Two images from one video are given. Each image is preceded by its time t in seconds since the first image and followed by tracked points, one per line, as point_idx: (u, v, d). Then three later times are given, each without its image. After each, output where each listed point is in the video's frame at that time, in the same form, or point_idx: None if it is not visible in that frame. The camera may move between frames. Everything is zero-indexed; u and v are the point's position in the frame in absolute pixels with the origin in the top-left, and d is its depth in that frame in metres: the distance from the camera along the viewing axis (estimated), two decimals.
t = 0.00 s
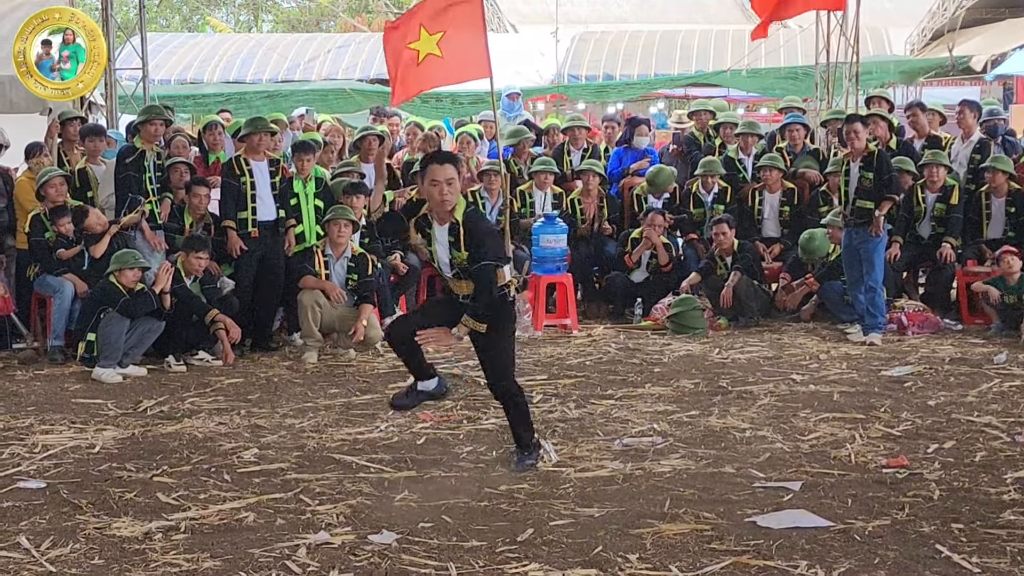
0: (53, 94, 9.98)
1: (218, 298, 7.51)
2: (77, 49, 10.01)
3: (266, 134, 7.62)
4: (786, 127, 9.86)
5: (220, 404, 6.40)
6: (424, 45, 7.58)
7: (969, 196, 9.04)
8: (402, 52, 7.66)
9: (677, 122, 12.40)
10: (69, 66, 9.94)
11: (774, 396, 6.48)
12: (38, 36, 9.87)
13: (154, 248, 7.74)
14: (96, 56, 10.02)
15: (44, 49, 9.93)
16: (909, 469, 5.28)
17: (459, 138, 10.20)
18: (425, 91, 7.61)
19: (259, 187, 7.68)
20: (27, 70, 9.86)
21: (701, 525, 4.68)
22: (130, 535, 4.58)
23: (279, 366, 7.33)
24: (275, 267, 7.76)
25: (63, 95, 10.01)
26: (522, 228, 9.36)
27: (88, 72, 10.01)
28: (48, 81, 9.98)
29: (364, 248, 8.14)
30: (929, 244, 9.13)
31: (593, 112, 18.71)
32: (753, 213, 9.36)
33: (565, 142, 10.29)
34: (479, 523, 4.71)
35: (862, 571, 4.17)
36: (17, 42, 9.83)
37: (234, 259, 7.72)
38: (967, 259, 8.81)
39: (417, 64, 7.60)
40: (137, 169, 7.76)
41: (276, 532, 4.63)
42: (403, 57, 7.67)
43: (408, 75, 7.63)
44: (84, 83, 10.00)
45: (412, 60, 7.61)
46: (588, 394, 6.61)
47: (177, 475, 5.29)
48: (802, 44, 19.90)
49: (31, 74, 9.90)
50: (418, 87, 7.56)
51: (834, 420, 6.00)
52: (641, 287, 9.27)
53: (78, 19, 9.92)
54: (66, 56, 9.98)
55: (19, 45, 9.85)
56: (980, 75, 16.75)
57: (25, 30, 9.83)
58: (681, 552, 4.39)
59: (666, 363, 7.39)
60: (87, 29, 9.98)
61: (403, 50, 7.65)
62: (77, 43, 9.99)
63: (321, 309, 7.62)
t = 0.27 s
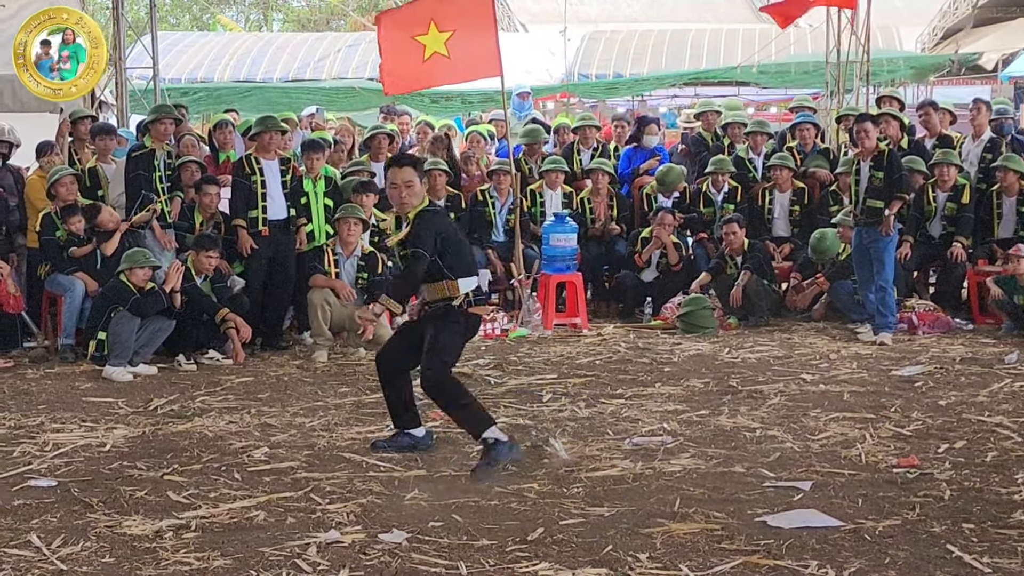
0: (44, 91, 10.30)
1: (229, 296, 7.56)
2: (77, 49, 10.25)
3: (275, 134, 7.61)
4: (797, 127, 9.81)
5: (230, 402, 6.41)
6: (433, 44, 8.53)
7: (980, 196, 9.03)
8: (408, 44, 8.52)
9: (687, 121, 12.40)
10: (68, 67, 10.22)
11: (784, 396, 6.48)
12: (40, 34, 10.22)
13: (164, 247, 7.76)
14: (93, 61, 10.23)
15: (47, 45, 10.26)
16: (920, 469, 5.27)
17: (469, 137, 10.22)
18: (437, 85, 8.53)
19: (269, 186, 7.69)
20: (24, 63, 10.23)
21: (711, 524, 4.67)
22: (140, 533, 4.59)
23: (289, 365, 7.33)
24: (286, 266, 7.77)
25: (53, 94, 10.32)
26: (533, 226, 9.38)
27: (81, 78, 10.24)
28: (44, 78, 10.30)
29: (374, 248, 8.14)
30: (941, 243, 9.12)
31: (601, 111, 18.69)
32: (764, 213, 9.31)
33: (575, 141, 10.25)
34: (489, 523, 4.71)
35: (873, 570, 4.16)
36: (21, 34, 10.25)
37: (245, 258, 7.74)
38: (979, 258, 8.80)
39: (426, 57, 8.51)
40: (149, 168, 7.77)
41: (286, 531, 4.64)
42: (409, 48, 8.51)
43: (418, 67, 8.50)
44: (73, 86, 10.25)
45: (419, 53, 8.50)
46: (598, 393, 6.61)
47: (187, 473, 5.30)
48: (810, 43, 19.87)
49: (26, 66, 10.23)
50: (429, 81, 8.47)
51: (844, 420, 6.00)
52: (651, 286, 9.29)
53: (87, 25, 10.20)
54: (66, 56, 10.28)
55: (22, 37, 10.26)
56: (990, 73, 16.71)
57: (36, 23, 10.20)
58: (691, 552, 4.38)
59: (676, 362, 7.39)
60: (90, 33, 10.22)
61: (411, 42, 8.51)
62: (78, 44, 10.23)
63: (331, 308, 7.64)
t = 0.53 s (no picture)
0: (37, 87, 10.16)
1: (241, 294, 7.56)
2: (78, 51, 10.25)
3: (289, 131, 7.61)
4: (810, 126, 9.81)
5: (243, 401, 6.41)
6: (446, 46, 8.75)
7: (995, 196, 8.99)
8: (421, 47, 8.73)
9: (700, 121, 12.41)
10: (69, 68, 10.20)
11: (797, 395, 6.47)
12: (42, 32, 10.11)
13: (179, 247, 7.74)
14: (93, 68, 10.27)
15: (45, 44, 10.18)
16: (933, 469, 5.26)
17: (482, 137, 10.27)
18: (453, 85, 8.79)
19: (283, 184, 7.69)
20: (21, 58, 10.06)
21: (724, 523, 4.67)
22: (153, 531, 4.60)
23: (301, 363, 7.33)
24: (299, 264, 7.77)
25: (45, 91, 10.22)
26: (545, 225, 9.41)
27: (77, 84, 10.25)
28: (41, 77, 10.18)
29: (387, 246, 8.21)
30: (954, 243, 9.11)
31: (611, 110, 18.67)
32: (776, 212, 9.35)
33: (588, 140, 10.26)
34: (501, 521, 4.71)
35: (886, 570, 4.15)
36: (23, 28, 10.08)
37: (257, 256, 7.70)
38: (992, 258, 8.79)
39: (439, 60, 8.74)
40: (159, 167, 7.76)
41: (299, 529, 4.64)
42: (423, 51, 8.73)
43: (432, 69, 8.74)
44: (66, 88, 10.24)
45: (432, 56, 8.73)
46: (610, 392, 6.61)
47: (200, 471, 5.31)
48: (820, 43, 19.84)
49: (23, 60, 10.07)
50: (445, 82, 8.73)
51: (857, 419, 5.99)
52: (663, 285, 9.29)
53: (92, 31, 10.20)
54: (64, 57, 10.25)
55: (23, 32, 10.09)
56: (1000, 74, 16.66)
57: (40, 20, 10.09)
58: (703, 551, 4.38)
59: (688, 361, 7.38)
60: (93, 41, 10.25)
61: (424, 45, 8.72)
62: (80, 48, 10.24)
63: (343, 307, 7.64)
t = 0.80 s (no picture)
0: (30, 81, 9.79)
1: (252, 292, 7.58)
2: (77, 52, 9.96)
3: (301, 130, 7.64)
4: (820, 125, 9.83)
5: (253, 399, 6.42)
6: (467, 50, 8.93)
7: (1007, 195, 8.97)
8: (441, 53, 8.80)
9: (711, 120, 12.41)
10: (66, 69, 9.89)
11: (808, 394, 6.47)
12: (44, 30, 9.85)
13: (189, 245, 7.72)
14: (87, 74, 9.94)
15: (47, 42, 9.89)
16: (944, 469, 5.26)
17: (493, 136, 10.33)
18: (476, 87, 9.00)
19: (294, 183, 7.71)
20: (20, 51, 9.76)
21: (734, 523, 4.67)
22: (164, 529, 4.60)
23: (312, 361, 7.34)
24: (309, 263, 7.81)
25: (37, 87, 9.87)
26: (556, 224, 9.43)
27: (70, 87, 9.94)
28: (37, 74, 9.85)
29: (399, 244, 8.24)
30: (966, 243, 9.08)
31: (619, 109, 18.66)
32: (787, 211, 9.37)
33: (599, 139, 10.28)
34: (512, 520, 4.71)
35: (897, 570, 4.15)
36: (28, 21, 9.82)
37: (268, 255, 7.71)
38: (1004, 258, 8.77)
39: (462, 64, 8.89)
40: (171, 167, 7.71)
41: (309, 527, 4.64)
42: (444, 57, 8.82)
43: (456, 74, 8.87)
44: (60, 89, 9.93)
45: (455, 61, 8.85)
46: (620, 391, 6.61)
47: (210, 469, 5.31)
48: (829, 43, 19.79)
49: (22, 55, 9.77)
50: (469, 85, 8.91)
51: (867, 419, 5.99)
52: (674, 284, 9.29)
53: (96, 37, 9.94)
54: (63, 58, 9.94)
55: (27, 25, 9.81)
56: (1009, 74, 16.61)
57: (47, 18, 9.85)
58: (714, 551, 4.38)
59: (698, 360, 7.37)
60: (94, 49, 9.97)
61: (444, 51, 8.81)
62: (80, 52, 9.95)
63: (354, 306, 7.60)
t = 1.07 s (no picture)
0: (26, 77, 9.44)
1: (260, 292, 7.60)
2: (77, 56, 9.71)
3: (309, 129, 7.69)
4: (827, 126, 9.89)
5: (261, 398, 6.42)
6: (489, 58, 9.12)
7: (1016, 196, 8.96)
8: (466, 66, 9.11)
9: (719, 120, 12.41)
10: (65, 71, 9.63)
11: (816, 395, 6.46)
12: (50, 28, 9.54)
13: (197, 243, 7.74)
14: (82, 80, 9.71)
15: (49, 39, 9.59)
16: (952, 469, 5.25)
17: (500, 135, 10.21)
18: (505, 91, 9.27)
19: (302, 182, 7.78)
20: (21, 43, 9.41)
21: (742, 523, 4.66)
22: (172, 528, 4.60)
23: (320, 361, 7.34)
24: (317, 262, 7.83)
25: (30, 83, 9.52)
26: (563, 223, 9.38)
27: (63, 89, 9.70)
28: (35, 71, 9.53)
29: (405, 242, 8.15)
30: (974, 243, 9.05)
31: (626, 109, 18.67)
32: (795, 211, 9.38)
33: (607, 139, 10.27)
34: (520, 520, 4.71)
35: (905, 571, 4.14)
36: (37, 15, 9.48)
37: (276, 253, 7.79)
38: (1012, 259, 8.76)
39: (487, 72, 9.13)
40: (180, 166, 7.75)
41: (317, 527, 4.64)
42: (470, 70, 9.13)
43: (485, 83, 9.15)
44: (52, 88, 9.67)
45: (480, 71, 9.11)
46: (628, 391, 6.61)
47: (218, 469, 5.31)
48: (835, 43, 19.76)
49: (24, 47, 9.42)
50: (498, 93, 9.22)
51: (875, 419, 5.98)
52: (681, 284, 9.26)
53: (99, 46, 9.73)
54: (62, 57, 9.66)
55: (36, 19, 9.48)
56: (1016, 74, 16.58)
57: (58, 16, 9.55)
58: (721, 551, 4.37)
59: (706, 360, 7.37)
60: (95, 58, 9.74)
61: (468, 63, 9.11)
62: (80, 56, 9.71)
63: (361, 305, 7.63)
